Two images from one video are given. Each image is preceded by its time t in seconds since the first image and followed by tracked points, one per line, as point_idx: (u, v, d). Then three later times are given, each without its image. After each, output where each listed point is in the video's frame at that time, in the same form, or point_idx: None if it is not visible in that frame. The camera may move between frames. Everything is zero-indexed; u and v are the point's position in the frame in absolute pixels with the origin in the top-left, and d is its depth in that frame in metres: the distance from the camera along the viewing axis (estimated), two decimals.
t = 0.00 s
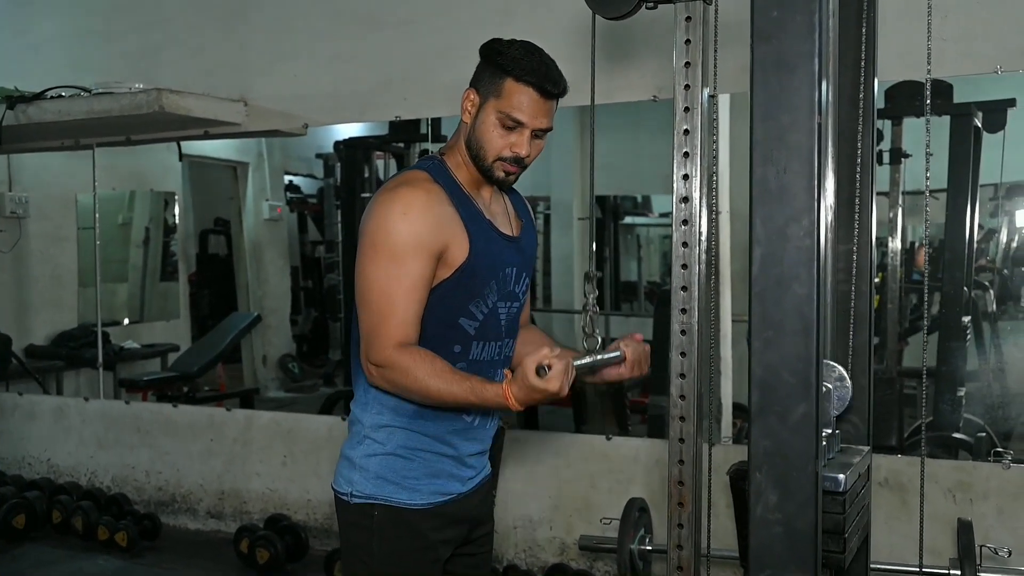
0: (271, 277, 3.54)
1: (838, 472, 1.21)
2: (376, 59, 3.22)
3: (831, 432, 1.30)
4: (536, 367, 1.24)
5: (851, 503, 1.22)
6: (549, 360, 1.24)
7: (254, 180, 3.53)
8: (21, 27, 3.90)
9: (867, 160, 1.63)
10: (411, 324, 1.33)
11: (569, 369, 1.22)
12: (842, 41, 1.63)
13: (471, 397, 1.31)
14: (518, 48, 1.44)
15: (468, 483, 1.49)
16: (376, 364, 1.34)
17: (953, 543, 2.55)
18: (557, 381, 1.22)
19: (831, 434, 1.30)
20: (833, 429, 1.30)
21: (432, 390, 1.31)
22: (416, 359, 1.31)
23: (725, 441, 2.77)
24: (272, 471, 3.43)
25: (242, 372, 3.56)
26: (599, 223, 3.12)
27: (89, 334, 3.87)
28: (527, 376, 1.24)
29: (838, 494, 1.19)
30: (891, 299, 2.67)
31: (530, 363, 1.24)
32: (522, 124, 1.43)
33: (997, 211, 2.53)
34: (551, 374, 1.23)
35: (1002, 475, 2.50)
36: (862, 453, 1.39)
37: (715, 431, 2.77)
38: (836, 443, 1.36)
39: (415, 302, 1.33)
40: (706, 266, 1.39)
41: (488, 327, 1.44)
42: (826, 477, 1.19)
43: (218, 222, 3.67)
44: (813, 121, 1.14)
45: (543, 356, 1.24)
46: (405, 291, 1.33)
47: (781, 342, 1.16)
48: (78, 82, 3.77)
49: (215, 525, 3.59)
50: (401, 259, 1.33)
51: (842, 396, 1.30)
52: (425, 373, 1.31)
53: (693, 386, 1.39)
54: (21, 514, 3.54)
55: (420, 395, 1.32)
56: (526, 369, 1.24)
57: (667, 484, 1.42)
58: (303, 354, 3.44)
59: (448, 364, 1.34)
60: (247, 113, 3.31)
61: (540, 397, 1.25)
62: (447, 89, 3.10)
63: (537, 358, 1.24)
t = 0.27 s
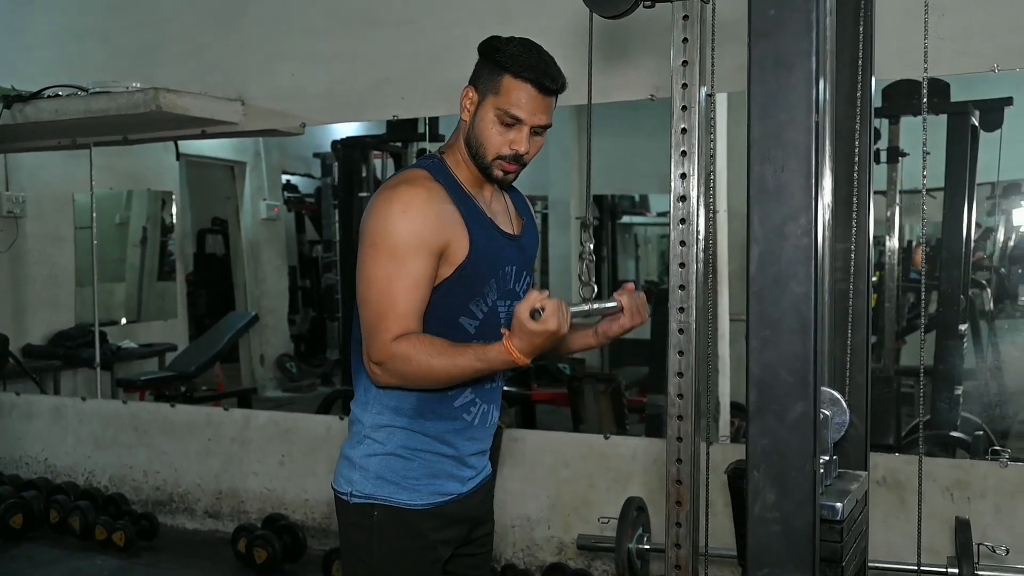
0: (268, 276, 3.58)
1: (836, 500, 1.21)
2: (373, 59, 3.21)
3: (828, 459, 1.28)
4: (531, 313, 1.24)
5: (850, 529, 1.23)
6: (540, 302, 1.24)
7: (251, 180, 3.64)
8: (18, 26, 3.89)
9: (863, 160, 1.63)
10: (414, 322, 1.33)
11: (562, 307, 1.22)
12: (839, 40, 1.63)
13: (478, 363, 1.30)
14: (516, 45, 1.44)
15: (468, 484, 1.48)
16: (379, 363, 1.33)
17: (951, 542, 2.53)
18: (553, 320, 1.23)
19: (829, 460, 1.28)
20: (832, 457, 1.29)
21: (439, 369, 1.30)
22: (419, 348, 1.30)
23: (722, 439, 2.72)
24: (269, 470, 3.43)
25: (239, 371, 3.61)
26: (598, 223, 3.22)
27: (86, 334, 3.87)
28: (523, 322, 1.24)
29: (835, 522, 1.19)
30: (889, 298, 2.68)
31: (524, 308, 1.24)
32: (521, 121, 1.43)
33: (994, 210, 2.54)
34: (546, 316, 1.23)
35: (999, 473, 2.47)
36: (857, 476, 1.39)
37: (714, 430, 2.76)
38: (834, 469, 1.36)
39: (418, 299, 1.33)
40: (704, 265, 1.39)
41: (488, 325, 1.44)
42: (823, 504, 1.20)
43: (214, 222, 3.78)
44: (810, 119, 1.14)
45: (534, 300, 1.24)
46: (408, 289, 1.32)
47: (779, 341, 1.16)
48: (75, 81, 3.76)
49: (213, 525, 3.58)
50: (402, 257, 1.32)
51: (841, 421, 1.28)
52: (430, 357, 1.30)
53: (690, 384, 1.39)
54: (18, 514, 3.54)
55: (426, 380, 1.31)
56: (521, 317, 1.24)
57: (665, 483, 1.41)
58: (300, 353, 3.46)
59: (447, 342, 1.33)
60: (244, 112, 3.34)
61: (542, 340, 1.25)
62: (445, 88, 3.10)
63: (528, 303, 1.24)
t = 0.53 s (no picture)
0: (266, 276, 3.54)
1: (833, 522, 1.21)
2: (371, 58, 3.21)
3: (826, 479, 1.28)
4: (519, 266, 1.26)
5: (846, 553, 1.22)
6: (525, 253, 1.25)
7: (249, 179, 3.57)
8: (15, 25, 3.88)
9: (861, 159, 1.64)
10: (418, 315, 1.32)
11: (546, 253, 1.24)
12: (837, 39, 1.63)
13: (479, 331, 1.29)
14: (512, 39, 1.45)
15: (471, 483, 1.48)
16: (383, 357, 1.32)
17: (949, 541, 2.53)
18: (541, 266, 1.25)
19: (827, 478, 1.28)
20: (829, 475, 1.29)
21: (442, 349, 1.29)
22: (421, 335, 1.29)
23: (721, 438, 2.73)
24: (268, 470, 3.43)
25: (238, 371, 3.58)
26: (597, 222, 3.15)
27: (84, 334, 3.84)
28: (512, 275, 1.25)
29: (833, 545, 1.19)
30: (886, 296, 2.67)
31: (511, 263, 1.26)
32: (517, 115, 1.42)
33: (992, 209, 2.53)
34: (533, 264, 1.25)
35: (998, 472, 2.50)
36: (857, 497, 1.36)
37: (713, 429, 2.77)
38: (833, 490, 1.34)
39: (421, 292, 1.33)
40: (701, 264, 1.39)
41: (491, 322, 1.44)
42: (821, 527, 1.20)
43: (213, 221, 3.68)
44: (808, 118, 1.14)
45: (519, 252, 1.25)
46: (412, 282, 1.32)
47: (776, 339, 1.16)
48: (72, 80, 3.76)
49: (211, 525, 3.58)
50: (404, 252, 1.32)
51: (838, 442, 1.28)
52: (431, 340, 1.29)
53: (688, 384, 1.39)
54: (16, 514, 3.53)
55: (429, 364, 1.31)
56: (509, 272, 1.26)
57: (663, 482, 1.41)
58: (299, 353, 3.44)
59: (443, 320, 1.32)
60: (241, 111, 3.40)
61: (536, 290, 1.26)
62: (443, 87, 3.10)
63: (513, 255, 1.25)
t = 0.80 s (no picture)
0: (264, 275, 3.52)
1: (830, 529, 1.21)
2: (369, 57, 3.21)
3: (823, 486, 1.29)
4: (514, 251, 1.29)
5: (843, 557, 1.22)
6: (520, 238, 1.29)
7: (247, 178, 3.50)
8: (11, 24, 3.88)
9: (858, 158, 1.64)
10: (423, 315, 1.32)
11: (538, 235, 1.28)
12: (834, 37, 1.63)
13: (478, 322, 1.30)
14: (520, 39, 1.45)
15: (471, 483, 1.48)
16: (387, 355, 1.32)
17: (946, 539, 2.54)
18: (535, 248, 1.28)
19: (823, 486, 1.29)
20: (826, 482, 1.30)
21: (445, 343, 1.29)
22: (424, 332, 1.29)
23: (718, 438, 2.78)
24: (266, 469, 3.43)
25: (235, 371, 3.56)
26: (594, 220, 3.02)
27: (82, 333, 3.82)
28: (506, 258, 1.29)
29: (829, 552, 1.19)
30: (883, 295, 2.66)
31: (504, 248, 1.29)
32: (522, 116, 1.42)
33: (990, 208, 2.53)
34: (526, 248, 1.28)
35: (995, 471, 2.51)
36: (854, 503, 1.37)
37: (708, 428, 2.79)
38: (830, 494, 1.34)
39: (427, 291, 1.33)
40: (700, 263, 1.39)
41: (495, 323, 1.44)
42: (818, 534, 1.20)
43: (210, 220, 3.64)
44: (805, 117, 1.14)
45: (513, 237, 1.29)
46: (417, 281, 1.32)
47: (773, 338, 1.16)
48: (69, 78, 3.75)
49: (209, 524, 3.58)
50: (410, 250, 1.32)
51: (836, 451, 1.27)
52: (434, 335, 1.29)
53: (686, 383, 1.38)
54: (13, 514, 3.53)
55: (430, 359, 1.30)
56: (505, 257, 1.29)
57: (661, 480, 1.42)
58: (297, 352, 3.43)
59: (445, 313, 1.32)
60: (238, 110, 3.43)
61: (532, 274, 1.28)
62: (440, 86, 3.09)
63: (507, 239, 1.29)
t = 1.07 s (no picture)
0: (262, 274, 3.53)
1: (830, 450, 1.20)
2: (366, 55, 3.21)
3: (820, 412, 1.27)
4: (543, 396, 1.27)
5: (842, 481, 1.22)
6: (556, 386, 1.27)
7: (244, 177, 3.50)
8: (8, 22, 3.87)
9: (855, 157, 1.64)
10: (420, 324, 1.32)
11: (574, 399, 1.24)
12: (831, 36, 1.63)
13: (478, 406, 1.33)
14: (529, 47, 1.45)
15: (464, 483, 1.48)
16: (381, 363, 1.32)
17: (944, 538, 2.54)
18: (561, 408, 1.26)
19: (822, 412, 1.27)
20: (824, 410, 1.28)
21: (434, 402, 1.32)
22: (429, 368, 1.31)
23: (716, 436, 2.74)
24: (263, 468, 3.43)
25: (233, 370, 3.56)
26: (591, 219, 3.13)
27: (78, 332, 3.83)
28: (533, 400, 1.27)
29: (828, 473, 1.18)
30: (881, 293, 2.68)
31: (536, 387, 1.27)
32: (526, 125, 1.42)
33: (987, 207, 2.54)
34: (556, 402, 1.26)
35: (993, 469, 2.50)
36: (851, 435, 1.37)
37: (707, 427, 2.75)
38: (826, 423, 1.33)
39: (423, 297, 1.32)
40: (697, 263, 1.39)
41: (490, 328, 1.43)
42: (817, 455, 1.19)
43: (208, 220, 3.68)
44: (803, 115, 1.14)
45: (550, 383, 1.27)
46: (414, 287, 1.32)
47: (771, 337, 1.16)
48: (67, 77, 3.75)
49: (206, 523, 3.58)
50: (408, 255, 1.32)
51: (834, 373, 1.28)
52: (438, 376, 1.31)
53: (683, 382, 1.38)
54: (10, 513, 3.53)
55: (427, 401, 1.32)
56: (533, 398, 1.27)
57: (658, 479, 1.42)
58: (295, 351, 3.43)
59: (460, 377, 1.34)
60: (236, 110, 3.42)
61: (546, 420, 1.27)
62: (438, 85, 3.09)
63: (541, 384, 1.27)
